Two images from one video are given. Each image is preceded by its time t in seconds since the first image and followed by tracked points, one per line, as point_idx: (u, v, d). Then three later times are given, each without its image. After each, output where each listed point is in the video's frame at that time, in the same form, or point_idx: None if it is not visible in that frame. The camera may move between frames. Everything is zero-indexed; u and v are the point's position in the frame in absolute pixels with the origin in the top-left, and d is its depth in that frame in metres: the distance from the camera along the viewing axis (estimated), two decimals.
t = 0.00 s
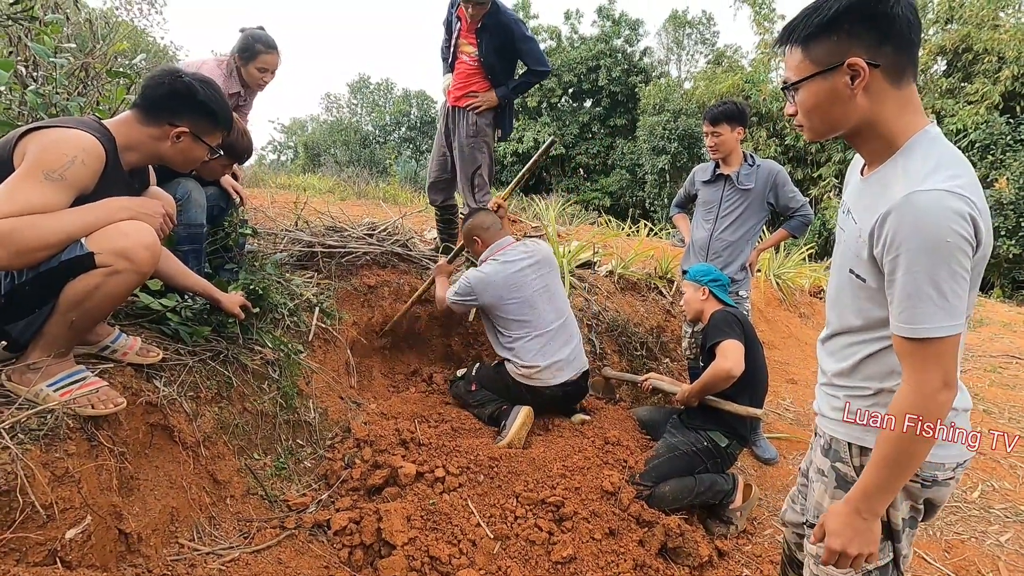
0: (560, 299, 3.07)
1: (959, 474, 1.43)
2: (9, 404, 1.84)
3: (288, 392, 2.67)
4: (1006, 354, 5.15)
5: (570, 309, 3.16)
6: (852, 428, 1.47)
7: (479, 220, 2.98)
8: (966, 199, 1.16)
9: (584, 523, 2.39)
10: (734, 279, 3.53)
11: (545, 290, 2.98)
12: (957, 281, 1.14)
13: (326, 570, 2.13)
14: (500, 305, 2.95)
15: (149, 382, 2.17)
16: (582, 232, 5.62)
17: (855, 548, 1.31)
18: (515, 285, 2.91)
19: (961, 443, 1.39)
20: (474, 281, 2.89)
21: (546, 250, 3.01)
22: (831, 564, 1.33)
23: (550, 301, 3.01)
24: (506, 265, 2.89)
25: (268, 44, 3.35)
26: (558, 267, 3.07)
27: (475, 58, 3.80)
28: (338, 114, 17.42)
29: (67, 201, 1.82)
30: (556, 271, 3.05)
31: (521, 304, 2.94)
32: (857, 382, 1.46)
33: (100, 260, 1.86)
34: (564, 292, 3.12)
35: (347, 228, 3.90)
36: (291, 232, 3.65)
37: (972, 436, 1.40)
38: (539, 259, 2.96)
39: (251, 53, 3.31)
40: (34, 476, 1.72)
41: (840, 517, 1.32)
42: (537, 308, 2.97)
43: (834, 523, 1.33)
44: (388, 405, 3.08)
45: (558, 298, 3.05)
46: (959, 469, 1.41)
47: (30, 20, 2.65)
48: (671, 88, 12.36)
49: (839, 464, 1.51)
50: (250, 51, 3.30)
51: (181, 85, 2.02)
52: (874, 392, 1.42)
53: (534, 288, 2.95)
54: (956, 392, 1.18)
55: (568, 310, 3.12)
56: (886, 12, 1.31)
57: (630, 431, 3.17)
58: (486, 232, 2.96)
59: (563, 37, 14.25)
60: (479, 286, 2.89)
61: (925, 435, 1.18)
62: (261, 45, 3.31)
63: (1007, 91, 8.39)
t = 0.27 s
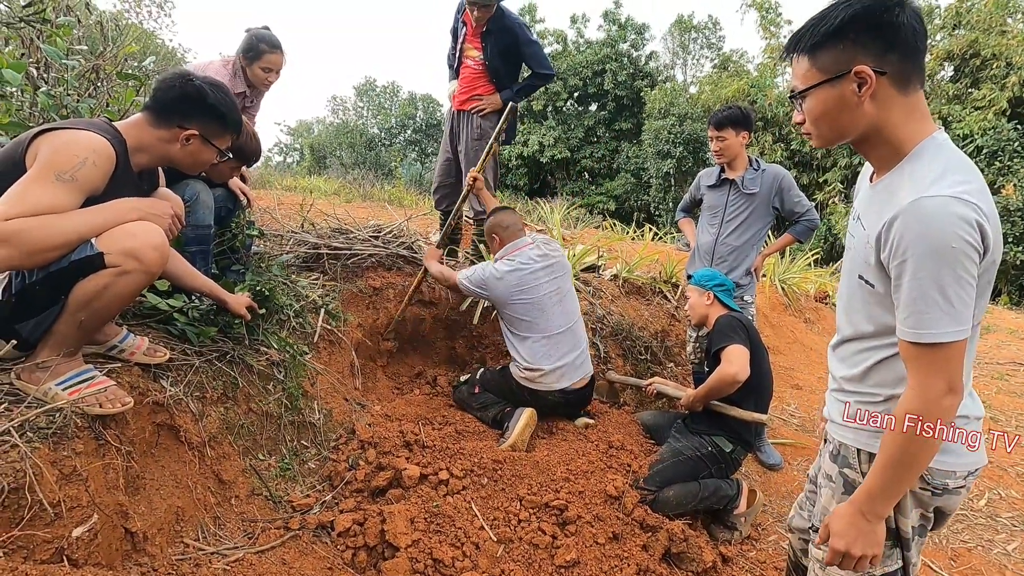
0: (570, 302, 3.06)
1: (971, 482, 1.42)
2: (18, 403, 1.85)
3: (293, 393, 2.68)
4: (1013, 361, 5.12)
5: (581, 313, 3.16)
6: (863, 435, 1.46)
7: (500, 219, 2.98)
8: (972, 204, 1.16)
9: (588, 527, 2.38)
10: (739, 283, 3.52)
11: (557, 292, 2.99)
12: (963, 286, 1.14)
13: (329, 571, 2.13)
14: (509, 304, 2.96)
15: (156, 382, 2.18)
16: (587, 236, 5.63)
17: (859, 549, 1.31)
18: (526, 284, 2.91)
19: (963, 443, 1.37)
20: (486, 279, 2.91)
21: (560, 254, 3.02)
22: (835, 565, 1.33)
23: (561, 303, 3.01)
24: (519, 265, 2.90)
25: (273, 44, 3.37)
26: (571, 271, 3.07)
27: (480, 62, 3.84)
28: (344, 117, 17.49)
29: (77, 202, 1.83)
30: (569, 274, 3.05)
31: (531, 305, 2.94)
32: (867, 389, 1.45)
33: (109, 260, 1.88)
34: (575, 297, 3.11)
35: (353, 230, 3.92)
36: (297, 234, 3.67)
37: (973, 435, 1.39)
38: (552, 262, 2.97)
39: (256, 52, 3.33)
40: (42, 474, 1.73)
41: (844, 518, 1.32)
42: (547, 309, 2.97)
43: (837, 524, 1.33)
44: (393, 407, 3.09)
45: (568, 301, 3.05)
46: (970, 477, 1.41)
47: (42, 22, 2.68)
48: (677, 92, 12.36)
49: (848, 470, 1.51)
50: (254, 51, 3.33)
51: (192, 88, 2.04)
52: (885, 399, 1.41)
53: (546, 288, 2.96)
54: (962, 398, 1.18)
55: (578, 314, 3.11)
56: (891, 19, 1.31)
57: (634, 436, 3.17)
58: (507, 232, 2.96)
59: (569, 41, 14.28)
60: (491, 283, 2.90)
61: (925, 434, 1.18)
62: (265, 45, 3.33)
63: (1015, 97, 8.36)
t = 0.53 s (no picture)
0: (584, 322, 3.04)
1: (967, 491, 1.43)
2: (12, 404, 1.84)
3: (289, 396, 2.67)
4: (1007, 367, 5.15)
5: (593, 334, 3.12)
6: (860, 441, 1.47)
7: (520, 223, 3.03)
8: (971, 206, 1.17)
9: (584, 531, 2.38)
10: (735, 288, 3.53)
11: (571, 310, 2.97)
12: (962, 287, 1.15)
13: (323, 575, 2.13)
14: (522, 316, 2.97)
15: (151, 384, 2.18)
16: (584, 240, 5.64)
17: (859, 557, 1.31)
18: (542, 297, 2.92)
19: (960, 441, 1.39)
20: (501, 287, 2.94)
21: (582, 274, 3.01)
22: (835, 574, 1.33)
23: (574, 321, 2.99)
24: (538, 279, 2.92)
25: (260, 35, 3.34)
26: (590, 291, 3.05)
27: (477, 65, 3.86)
28: (342, 119, 17.51)
29: (74, 204, 1.83)
30: (587, 295, 3.03)
31: (542, 319, 2.94)
32: (866, 395, 1.46)
33: (105, 262, 1.87)
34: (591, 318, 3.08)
35: (350, 232, 3.92)
36: (294, 236, 3.66)
37: (972, 435, 1.40)
38: (572, 281, 2.97)
39: (243, 44, 3.31)
40: (35, 476, 1.72)
41: (844, 525, 1.32)
42: (558, 325, 2.96)
43: (837, 532, 1.33)
44: (389, 410, 3.09)
45: (583, 320, 3.03)
46: (967, 485, 1.41)
47: (40, 23, 2.68)
48: (674, 97, 12.42)
49: (845, 478, 1.51)
50: (241, 42, 3.31)
51: (191, 91, 2.04)
52: (883, 405, 1.42)
53: (561, 304, 2.95)
54: (960, 400, 1.18)
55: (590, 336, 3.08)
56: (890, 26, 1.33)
57: (630, 440, 3.17)
58: (525, 234, 3.03)
59: (567, 46, 14.34)
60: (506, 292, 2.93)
61: (925, 435, 1.18)
62: (252, 35, 3.30)
63: (1009, 105, 8.43)
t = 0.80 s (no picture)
0: (587, 327, 2.99)
1: (962, 485, 1.43)
2: (4, 412, 1.83)
3: (284, 399, 2.67)
4: (1002, 358, 5.17)
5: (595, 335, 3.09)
6: (855, 437, 1.47)
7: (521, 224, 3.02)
8: (964, 197, 1.17)
9: (581, 529, 2.38)
10: (731, 284, 3.53)
11: (573, 315, 2.92)
12: (956, 277, 1.15)
13: None
14: (523, 320, 2.92)
15: (144, 390, 2.17)
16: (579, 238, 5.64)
17: (856, 554, 1.31)
18: (543, 302, 2.87)
19: (959, 442, 1.39)
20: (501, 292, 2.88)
21: (586, 278, 2.94)
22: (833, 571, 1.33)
23: (576, 326, 2.95)
24: (538, 284, 2.86)
25: (237, 27, 3.32)
26: (594, 296, 2.99)
27: (470, 64, 3.86)
28: (336, 120, 17.46)
29: (64, 209, 1.82)
30: (590, 300, 2.97)
31: (542, 324, 2.90)
32: (860, 390, 1.46)
33: (96, 268, 1.86)
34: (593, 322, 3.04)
35: (345, 234, 3.91)
36: (288, 239, 3.65)
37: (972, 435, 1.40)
38: (574, 286, 2.90)
39: (220, 37, 3.28)
40: (29, 484, 1.71)
41: (840, 522, 1.32)
42: (558, 329, 2.92)
43: (834, 529, 1.33)
44: (385, 412, 3.09)
45: (586, 325, 2.98)
46: (961, 480, 1.41)
47: (28, 27, 2.66)
48: (668, 94, 12.43)
49: (839, 473, 1.52)
50: (219, 36, 3.28)
51: (181, 94, 2.03)
52: (878, 401, 1.42)
53: (562, 309, 2.90)
54: (955, 392, 1.19)
55: (592, 339, 3.04)
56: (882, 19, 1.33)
57: (627, 438, 3.17)
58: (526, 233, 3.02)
59: (561, 44, 14.33)
60: (505, 297, 2.87)
61: (926, 435, 1.18)
62: (229, 28, 3.28)
63: (1001, 97, 8.45)
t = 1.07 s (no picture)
0: (559, 305, 3.04)
1: (956, 481, 1.43)
2: None
3: (281, 399, 2.66)
4: (997, 354, 5.19)
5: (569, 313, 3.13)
6: (849, 434, 1.47)
7: (481, 223, 3.02)
8: (956, 193, 1.17)
9: (578, 527, 2.38)
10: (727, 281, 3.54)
11: (544, 295, 2.96)
12: (947, 273, 1.15)
13: None
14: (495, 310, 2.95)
15: (139, 391, 2.16)
16: (576, 236, 5.64)
17: (847, 547, 1.31)
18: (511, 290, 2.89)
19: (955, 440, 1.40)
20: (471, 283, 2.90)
21: (549, 256, 2.99)
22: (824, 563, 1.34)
23: (548, 305, 2.99)
24: (506, 270, 2.88)
25: (226, 25, 3.30)
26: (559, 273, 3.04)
27: (464, 64, 3.84)
28: (332, 120, 17.43)
29: (56, 210, 1.81)
30: (556, 276, 3.02)
31: (517, 309, 2.93)
32: (854, 387, 1.46)
33: (88, 269, 1.85)
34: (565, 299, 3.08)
35: (340, 233, 3.90)
36: (284, 238, 3.64)
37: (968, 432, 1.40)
38: (539, 266, 2.94)
39: (209, 36, 3.26)
40: (22, 487, 1.71)
41: (832, 515, 1.32)
42: (533, 312, 2.95)
43: (826, 521, 1.34)
44: (382, 411, 3.08)
45: (557, 302, 3.02)
46: (955, 476, 1.42)
47: (19, 28, 2.64)
48: (664, 92, 12.44)
49: (834, 470, 1.52)
50: (208, 35, 3.26)
51: (174, 94, 2.02)
52: (871, 398, 1.42)
53: (532, 291, 2.93)
54: (946, 388, 1.19)
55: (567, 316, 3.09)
56: (876, 16, 1.33)
57: (624, 435, 3.18)
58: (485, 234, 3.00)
59: (556, 42, 14.32)
60: (477, 288, 2.89)
61: (924, 434, 1.19)
62: (218, 27, 3.26)
63: (995, 94, 8.48)
